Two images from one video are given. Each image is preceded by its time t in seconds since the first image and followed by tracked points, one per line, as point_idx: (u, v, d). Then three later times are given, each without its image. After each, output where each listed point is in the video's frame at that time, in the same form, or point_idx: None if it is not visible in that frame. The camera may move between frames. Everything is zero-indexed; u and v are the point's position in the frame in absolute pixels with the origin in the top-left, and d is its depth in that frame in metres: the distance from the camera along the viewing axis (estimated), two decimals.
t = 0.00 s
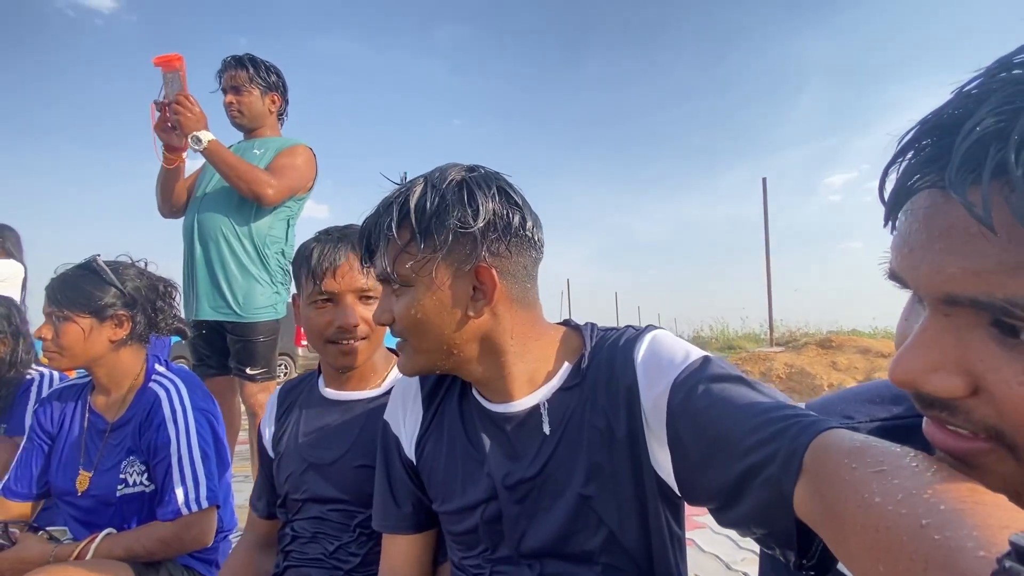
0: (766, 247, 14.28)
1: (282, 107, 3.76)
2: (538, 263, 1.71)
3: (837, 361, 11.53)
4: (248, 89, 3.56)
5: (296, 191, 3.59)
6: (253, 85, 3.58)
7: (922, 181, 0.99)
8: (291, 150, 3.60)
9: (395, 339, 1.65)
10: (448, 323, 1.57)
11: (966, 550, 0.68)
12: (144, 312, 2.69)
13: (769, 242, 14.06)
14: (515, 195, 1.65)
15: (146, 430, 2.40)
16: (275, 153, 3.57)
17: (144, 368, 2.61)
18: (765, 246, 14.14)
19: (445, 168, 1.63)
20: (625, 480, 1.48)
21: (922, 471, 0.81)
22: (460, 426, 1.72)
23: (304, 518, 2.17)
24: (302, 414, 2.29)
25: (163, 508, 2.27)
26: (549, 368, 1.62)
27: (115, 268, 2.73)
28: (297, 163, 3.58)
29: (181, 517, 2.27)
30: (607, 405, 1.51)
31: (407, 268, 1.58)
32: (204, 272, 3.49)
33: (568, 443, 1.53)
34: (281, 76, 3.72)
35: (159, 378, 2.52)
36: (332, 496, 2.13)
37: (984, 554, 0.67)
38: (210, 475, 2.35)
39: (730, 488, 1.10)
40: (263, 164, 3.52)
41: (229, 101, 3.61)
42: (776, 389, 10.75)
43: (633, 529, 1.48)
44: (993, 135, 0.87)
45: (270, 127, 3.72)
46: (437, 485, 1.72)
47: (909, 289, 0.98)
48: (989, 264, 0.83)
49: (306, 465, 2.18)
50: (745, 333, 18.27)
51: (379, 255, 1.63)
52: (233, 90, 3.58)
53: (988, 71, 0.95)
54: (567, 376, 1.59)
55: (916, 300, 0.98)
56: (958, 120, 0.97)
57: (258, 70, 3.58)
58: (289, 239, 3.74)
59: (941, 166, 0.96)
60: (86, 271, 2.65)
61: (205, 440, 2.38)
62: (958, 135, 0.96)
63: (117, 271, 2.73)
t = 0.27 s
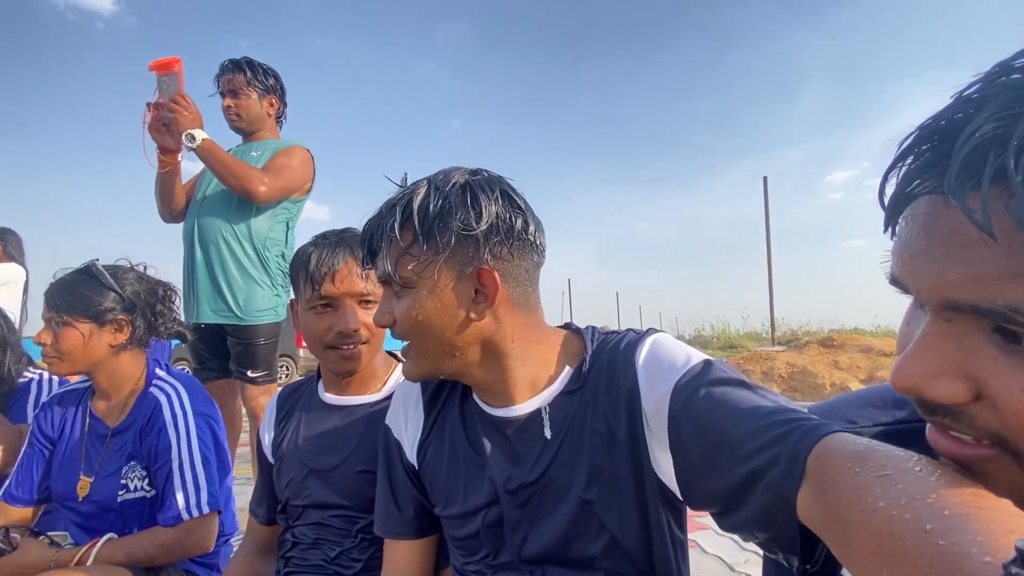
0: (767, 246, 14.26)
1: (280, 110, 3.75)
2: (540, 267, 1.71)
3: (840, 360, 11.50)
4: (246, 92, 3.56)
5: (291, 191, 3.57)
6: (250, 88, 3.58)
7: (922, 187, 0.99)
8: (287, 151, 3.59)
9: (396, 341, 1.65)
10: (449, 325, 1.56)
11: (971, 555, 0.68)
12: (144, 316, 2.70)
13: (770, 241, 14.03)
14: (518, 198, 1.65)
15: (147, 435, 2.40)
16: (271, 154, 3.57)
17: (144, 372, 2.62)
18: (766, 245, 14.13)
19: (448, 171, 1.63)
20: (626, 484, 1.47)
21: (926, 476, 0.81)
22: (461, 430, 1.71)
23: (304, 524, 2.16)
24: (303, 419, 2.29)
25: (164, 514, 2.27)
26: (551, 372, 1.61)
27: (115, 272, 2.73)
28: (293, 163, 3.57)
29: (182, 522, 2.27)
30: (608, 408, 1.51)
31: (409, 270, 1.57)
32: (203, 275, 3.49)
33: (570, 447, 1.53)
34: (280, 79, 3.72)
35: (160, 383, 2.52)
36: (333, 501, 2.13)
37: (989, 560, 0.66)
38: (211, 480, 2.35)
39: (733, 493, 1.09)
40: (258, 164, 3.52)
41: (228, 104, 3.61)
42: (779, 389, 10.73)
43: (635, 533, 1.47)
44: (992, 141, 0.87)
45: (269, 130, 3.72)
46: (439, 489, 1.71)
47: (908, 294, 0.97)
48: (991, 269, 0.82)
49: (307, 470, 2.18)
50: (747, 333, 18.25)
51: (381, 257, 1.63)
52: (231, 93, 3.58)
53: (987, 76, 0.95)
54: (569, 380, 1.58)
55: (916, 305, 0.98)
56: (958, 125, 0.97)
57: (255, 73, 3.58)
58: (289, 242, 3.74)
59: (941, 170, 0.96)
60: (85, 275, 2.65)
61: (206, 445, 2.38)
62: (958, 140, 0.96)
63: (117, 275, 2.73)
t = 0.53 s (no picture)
0: (768, 245, 14.26)
1: (280, 110, 3.75)
2: (546, 264, 1.72)
3: (840, 359, 11.50)
4: (244, 94, 3.57)
5: (280, 186, 3.54)
6: (249, 90, 3.59)
7: (932, 183, 0.99)
8: (282, 148, 3.59)
9: (404, 340, 1.65)
10: (457, 322, 1.57)
11: (978, 556, 0.69)
12: (145, 318, 2.71)
13: (771, 241, 14.03)
14: (524, 195, 1.66)
15: (150, 437, 2.41)
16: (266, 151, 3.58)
17: (145, 374, 2.63)
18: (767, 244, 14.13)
19: (454, 170, 1.64)
20: (632, 484, 1.48)
21: (932, 476, 0.82)
22: (467, 430, 1.72)
23: (306, 524, 2.16)
24: (306, 420, 2.30)
25: (166, 516, 2.28)
26: (558, 370, 1.62)
27: (114, 274, 2.74)
28: (286, 159, 3.55)
29: (184, 524, 2.28)
30: (614, 408, 1.52)
31: (417, 267, 1.58)
32: (204, 276, 3.50)
33: (576, 447, 1.54)
34: (280, 81, 3.73)
35: (161, 384, 2.52)
36: (336, 502, 2.13)
37: (996, 560, 0.67)
38: (214, 482, 2.36)
39: (739, 493, 1.10)
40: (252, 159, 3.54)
41: (228, 107, 3.63)
42: (779, 388, 10.73)
43: (641, 533, 1.48)
44: (1003, 136, 0.87)
45: (269, 131, 3.73)
46: (445, 489, 1.72)
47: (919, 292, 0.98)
48: (1002, 265, 0.83)
49: (309, 471, 2.18)
50: (748, 331, 18.24)
51: (389, 255, 1.64)
52: (230, 96, 3.60)
53: (995, 72, 0.95)
54: (575, 380, 1.59)
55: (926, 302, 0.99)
56: (968, 121, 0.97)
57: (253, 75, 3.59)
58: (288, 242, 3.74)
59: (950, 166, 0.96)
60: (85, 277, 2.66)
61: (209, 447, 2.39)
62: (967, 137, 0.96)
63: (117, 277, 2.74)
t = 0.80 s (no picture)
0: (768, 245, 14.25)
1: (279, 110, 3.72)
2: (550, 262, 1.71)
3: (841, 359, 11.48)
4: (241, 97, 3.57)
5: (269, 182, 3.49)
6: (245, 93, 3.58)
7: (938, 191, 0.99)
8: (274, 146, 3.56)
9: (409, 342, 1.65)
10: (462, 322, 1.56)
11: (990, 566, 0.68)
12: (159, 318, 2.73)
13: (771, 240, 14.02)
14: (526, 194, 1.66)
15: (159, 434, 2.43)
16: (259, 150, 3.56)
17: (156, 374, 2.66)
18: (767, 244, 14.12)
19: (455, 171, 1.64)
20: (637, 488, 1.47)
21: (941, 484, 0.81)
22: (471, 432, 1.72)
23: (307, 526, 2.16)
24: (308, 422, 2.29)
25: (171, 513, 2.28)
26: (563, 370, 1.62)
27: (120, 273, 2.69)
28: (277, 156, 3.52)
29: (187, 522, 2.28)
30: (617, 411, 1.51)
31: (421, 268, 1.57)
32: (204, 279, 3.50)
33: (580, 451, 1.53)
34: (278, 82, 3.72)
35: (173, 384, 2.56)
36: (337, 504, 2.13)
37: (1008, 571, 0.66)
38: (219, 483, 2.37)
39: (745, 498, 1.09)
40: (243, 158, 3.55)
41: (227, 111, 3.64)
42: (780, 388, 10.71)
43: (645, 537, 1.47)
44: (1011, 143, 0.86)
45: (269, 131, 3.72)
46: (448, 493, 1.71)
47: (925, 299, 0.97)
48: (1010, 273, 0.82)
49: (311, 472, 2.18)
50: (749, 331, 18.23)
51: (393, 257, 1.63)
52: (228, 100, 3.61)
53: (1000, 78, 0.95)
54: (580, 381, 1.58)
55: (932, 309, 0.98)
56: (973, 128, 0.97)
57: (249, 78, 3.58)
58: (284, 243, 3.72)
59: (957, 174, 0.96)
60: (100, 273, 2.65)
61: (215, 447, 2.41)
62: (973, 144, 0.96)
63: (127, 272, 2.72)
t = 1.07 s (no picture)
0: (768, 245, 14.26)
1: (275, 108, 3.69)
2: (549, 262, 1.72)
3: (840, 358, 11.50)
4: (235, 98, 3.58)
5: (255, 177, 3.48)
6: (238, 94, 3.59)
7: (934, 191, 0.99)
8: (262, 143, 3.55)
9: (410, 342, 1.65)
10: (462, 323, 1.57)
11: (985, 565, 0.69)
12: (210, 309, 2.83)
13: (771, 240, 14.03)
14: (525, 193, 1.67)
15: (196, 414, 2.52)
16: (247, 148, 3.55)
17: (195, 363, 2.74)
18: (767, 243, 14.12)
19: (454, 170, 1.64)
20: (636, 486, 1.48)
21: (936, 483, 0.82)
22: (471, 431, 1.73)
23: (307, 524, 2.16)
24: (309, 421, 2.30)
25: (205, 488, 2.35)
26: (563, 370, 1.63)
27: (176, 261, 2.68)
28: (262, 152, 3.51)
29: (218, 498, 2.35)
30: (617, 410, 1.52)
31: (421, 268, 1.58)
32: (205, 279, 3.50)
33: (579, 449, 1.54)
34: (275, 82, 3.71)
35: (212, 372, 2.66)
36: (337, 502, 2.13)
37: (1002, 570, 0.67)
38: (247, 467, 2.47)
39: (743, 496, 1.10)
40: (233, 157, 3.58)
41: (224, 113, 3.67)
42: (780, 387, 10.72)
43: (644, 535, 1.48)
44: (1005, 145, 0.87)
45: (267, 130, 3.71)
46: (448, 491, 1.72)
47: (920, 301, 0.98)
48: (1002, 276, 0.83)
49: (311, 471, 2.18)
50: (749, 331, 18.24)
51: (392, 257, 1.64)
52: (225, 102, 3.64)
53: (998, 77, 0.95)
54: (580, 380, 1.59)
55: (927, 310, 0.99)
56: (969, 128, 0.97)
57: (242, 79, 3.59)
58: (277, 242, 3.71)
59: (954, 174, 0.96)
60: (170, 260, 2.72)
61: (246, 433, 2.52)
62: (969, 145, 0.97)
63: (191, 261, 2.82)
